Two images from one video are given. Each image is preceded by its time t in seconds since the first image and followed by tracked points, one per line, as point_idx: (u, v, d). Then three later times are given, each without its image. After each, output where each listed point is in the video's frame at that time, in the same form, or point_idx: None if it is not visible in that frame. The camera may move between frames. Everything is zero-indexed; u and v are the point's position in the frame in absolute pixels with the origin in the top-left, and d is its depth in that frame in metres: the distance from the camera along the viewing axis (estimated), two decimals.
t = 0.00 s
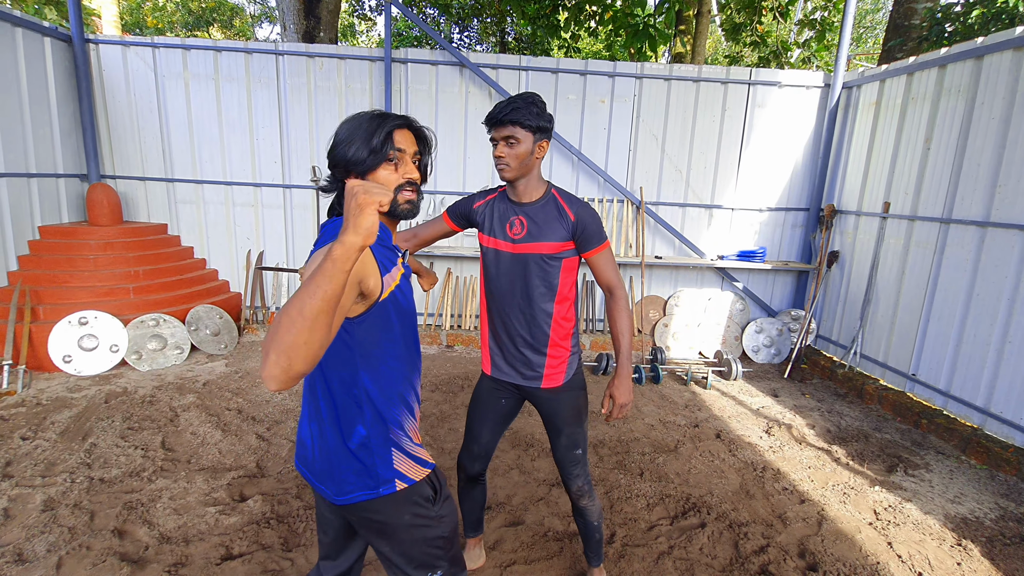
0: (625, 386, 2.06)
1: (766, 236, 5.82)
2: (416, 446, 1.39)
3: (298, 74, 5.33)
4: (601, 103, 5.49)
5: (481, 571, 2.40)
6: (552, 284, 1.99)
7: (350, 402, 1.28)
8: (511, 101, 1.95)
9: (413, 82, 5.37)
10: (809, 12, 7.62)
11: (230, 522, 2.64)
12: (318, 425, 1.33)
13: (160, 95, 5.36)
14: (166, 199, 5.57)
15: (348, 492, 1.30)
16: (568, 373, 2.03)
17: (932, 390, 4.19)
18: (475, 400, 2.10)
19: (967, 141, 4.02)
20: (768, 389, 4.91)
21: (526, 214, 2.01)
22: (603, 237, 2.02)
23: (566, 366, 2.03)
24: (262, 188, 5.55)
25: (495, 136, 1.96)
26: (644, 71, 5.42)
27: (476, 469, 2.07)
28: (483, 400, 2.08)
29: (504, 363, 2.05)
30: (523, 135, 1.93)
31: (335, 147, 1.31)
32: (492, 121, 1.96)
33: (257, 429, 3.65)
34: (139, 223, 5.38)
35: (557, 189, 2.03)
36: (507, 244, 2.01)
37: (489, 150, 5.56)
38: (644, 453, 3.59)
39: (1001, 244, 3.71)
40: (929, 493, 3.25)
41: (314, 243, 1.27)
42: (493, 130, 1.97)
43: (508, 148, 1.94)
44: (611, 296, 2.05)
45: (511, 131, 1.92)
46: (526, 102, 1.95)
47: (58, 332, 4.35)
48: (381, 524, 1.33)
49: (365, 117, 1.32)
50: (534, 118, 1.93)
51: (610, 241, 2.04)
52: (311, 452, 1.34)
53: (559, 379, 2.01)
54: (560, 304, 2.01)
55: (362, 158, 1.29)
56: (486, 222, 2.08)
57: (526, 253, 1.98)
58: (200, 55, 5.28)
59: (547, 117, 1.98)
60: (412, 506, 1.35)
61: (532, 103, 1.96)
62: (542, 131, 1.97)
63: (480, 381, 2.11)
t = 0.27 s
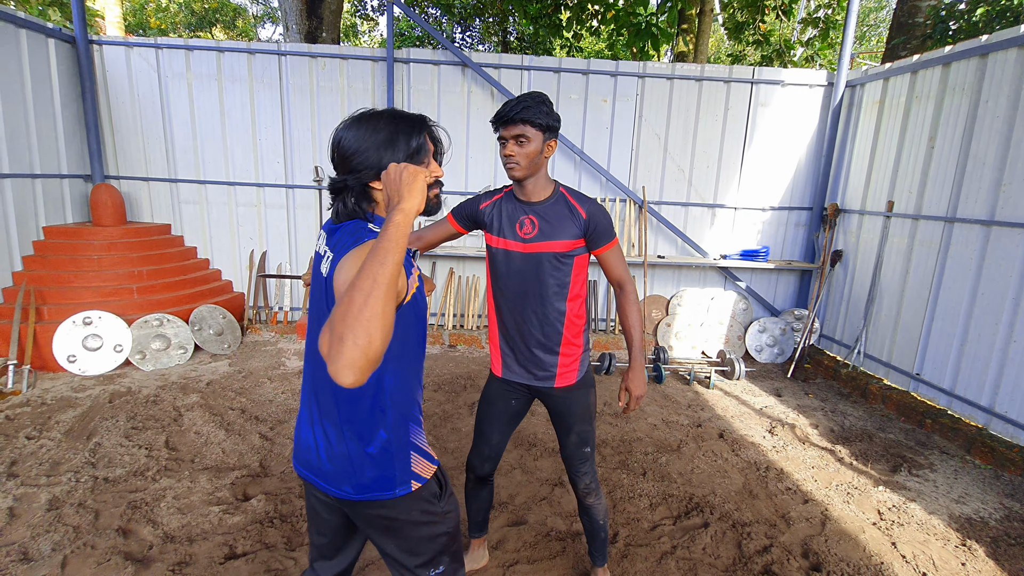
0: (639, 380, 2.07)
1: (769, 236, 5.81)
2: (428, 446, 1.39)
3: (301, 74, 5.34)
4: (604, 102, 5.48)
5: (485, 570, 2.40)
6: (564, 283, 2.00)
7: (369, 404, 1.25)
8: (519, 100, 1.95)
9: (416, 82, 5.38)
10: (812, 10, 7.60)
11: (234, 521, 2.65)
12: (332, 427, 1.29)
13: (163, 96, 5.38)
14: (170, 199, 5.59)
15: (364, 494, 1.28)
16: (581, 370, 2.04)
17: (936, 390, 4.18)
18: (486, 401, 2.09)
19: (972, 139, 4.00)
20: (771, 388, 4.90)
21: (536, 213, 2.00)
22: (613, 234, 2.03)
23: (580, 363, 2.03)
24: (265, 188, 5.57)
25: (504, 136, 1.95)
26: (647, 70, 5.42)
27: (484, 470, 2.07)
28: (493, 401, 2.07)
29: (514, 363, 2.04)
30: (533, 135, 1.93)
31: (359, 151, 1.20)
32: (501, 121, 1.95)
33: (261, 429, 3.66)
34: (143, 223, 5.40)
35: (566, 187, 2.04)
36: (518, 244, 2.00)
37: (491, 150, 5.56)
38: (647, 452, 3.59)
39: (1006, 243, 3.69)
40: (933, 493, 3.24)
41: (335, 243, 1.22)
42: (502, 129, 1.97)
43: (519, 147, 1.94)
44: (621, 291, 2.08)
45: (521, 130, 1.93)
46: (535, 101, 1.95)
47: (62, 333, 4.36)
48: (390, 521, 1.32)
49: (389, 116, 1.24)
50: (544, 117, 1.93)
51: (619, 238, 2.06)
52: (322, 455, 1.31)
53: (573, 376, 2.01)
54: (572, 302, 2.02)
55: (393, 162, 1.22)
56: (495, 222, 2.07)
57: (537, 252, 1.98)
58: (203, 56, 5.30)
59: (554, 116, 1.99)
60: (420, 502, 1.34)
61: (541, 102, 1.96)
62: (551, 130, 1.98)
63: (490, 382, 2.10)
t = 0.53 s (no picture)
0: (646, 373, 2.07)
1: (772, 235, 5.80)
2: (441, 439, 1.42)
3: (303, 74, 5.35)
4: (606, 102, 5.48)
5: (488, 570, 2.40)
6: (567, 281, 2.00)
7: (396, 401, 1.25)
8: (514, 102, 1.94)
9: (418, 81, 5.38)
10: (815, 9, 7.58)
11: (237, 521, 2.65)
12: (355, 426, 1.28)
13: (166, 96, 5.39)
14: (172, 199, 5.60)
15: (389, 491, 1.28)
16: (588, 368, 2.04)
17: (940, 389, 4.17)
18: (491, 401, 2.08)
19: (975, 138, 3.99)
20: (774, 388, 4.89)
21: (536, 213, 2.00)
22: (611, 229, 2.05)
23: (586, 361, 2.04)
24: (267, 188, 5.58)
25: (501, 138, 1.95)
26: (649, 69, 5.41)
27: (489, 470, 2.07)
28: (499, 401, 2.06)
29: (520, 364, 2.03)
30: (529, 136, 1.94)
31: (397, 158, 1.16)
32: (497, 123, 1.94)
33: (263, 428, 3.66)
34: (146, 223, 5.42)
35: (563, 185, 2.05)
36: (519, 245, 2.00)
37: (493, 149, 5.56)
38: (650, 452, 3.59)
39: (1009, 243, 3.68)
40: (936, 493, 3.23)
41: (362, 245, 1.16)
42: (498, 132, 1.96)
43: (517, 149, 1.94)
44: (621, 285, 2.07)
45: (519, 132, 1.92)
46: (530, 103, 1.94)
47: (65, 333, 4.37)
48: (403, 517, 1.32)
49: (413, 117, 1.20)
50: (539, 118, 1.94)
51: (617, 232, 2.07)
52: (344, 455, 1.29)
53: (580, 374, 2.02)
54: (576, 299, 2.03)
55: (431, 166, 1.21)
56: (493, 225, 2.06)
57: (540, 251, 1.98)
58: (206, 56, 5.31)
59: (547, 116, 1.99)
60: (434, 495, 1.35)
61: (535, 102, 1.96)
62: (546, 131, 1.99)
63: (495, 382, 2.09)
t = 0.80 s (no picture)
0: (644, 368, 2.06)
1: (773, 235, 5.79)
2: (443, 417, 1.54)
3: (304, 74, 5.36)
4: (607, 101, 5.48)
5: (489, 569, 2.40)
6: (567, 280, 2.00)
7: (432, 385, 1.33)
8: (508, 107, 1.94)
9: (419, 81, 5.38)
10: (817, 8, 7.56)
11: (238, 520, 2.66)
12: (392, 418, 1.30)
13: (168, 96, 5.40)
14: (174, 199, 5.61)
15: (428, 470, 1.36)
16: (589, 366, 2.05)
17: (942, 389, 4.16)
18: (490, 402, 2.08)
19: (977, 137, 3.98)
20: (775, 388, 4.89)
21: (535, 213, 2.00)
22: (606, 225, 2.05)
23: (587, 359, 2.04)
24: (269, 188, 5.59)
25: (496, 141, 1.94)
26: (650, 69, 5.40)
27: (488, 471, 2.07)
28: (498, 403, 2.07)
29: (521, 365, 2.02)
30: (524, 137, 1.93)
31: (413, 154, 1.21)
32: (491, 127, 1.94)
33: (265, 428, 3.67)
34: (149, 223, 5.43)
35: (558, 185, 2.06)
36: (519, 245, 1.99)
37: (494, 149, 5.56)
38: (651, 452, 3.59)
39: (1012, 242, 3.67)
40: (938, 493, 3.23)
41: (405, 241, 1.20)
42: (493, 135, 1.95)
43: (513, 150, 1.93)
44: (619, 281, 2.09)
45: (514, 134, 1.91)
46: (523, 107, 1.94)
47: (68, 332, 4.38)
48: (427, 508, 1.36)
49: (415, 112, 1.24)
50: (533, 120, 1.95)
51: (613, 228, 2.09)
52: (381, 452, 1.29)
53: (582, 372, 2.03)
54: (576, 297, 2.03)
55: (438, 164, 1.27)
56: (492, 228, 2.05)
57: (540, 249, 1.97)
58: (207, 57, 5.32)
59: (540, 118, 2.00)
60: (449, 482, 1.42)
61: (529, 106, 1.98)
62: (540, 133, 2.00)
63: (494, 383, 2.09)
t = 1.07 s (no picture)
0: (646, 362, 2.07)
1: (774, 235, 5.79)
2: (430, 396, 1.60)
3: (306, 75, 5.37)
4: (608, 102, 5.48)
5: (490, 569, 2.41)
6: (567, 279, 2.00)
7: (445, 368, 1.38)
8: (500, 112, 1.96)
9: (420, 81, 5.39)
10: (818, 8, 7.55)
11: (240, 519, 2.67)
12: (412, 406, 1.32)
13: (170, 97, 5.42)
14: (176, 199, 5.62)
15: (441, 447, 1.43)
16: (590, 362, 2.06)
17: (943, 389, 4.16)
18: (489, 402, 2.09)
19: (979, 137, 3.97)
20: (776, 388, 4.89)
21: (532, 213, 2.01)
22: (603, 220, 2.08)
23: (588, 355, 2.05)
24: (270, 188, 5.60)
25: (489, 145, 1.95)
26: (651, 69, 5.40)
27: (488, 471, 2.08)
28: (496, 403, 2.07)
29: (522, 366, 2.02)
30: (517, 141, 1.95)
31: (417, 154, 1.24)
32: (484, 131, 1.95)
33: (267, 427, 3.68)
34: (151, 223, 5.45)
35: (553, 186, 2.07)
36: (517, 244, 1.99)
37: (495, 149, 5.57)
38: (651, 452, 3.59)
39: (1013, 242, 3.66)
40: (939, 493, 3.23)
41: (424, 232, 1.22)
42: (485, 140, 1.97)
43: (507, 153, 1.95)
44: (619, 277, 2.10)
45: (507, 136, 1.93)
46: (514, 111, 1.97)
47: (71, 332, 4.41)
48: (432, 502, 1.39)
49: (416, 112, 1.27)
50: (525, 123, 1.97)
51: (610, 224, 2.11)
52: (405, 439, 1.32)
53: (584, 369, 2.04)
54: (577, 294, 2.03)
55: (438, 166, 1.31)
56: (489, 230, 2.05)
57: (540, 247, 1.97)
58: (209, 57, 5.33)
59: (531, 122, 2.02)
60: (451, 477, 1.46)
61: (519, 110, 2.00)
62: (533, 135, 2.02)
63: (493, 383, 2.09)
